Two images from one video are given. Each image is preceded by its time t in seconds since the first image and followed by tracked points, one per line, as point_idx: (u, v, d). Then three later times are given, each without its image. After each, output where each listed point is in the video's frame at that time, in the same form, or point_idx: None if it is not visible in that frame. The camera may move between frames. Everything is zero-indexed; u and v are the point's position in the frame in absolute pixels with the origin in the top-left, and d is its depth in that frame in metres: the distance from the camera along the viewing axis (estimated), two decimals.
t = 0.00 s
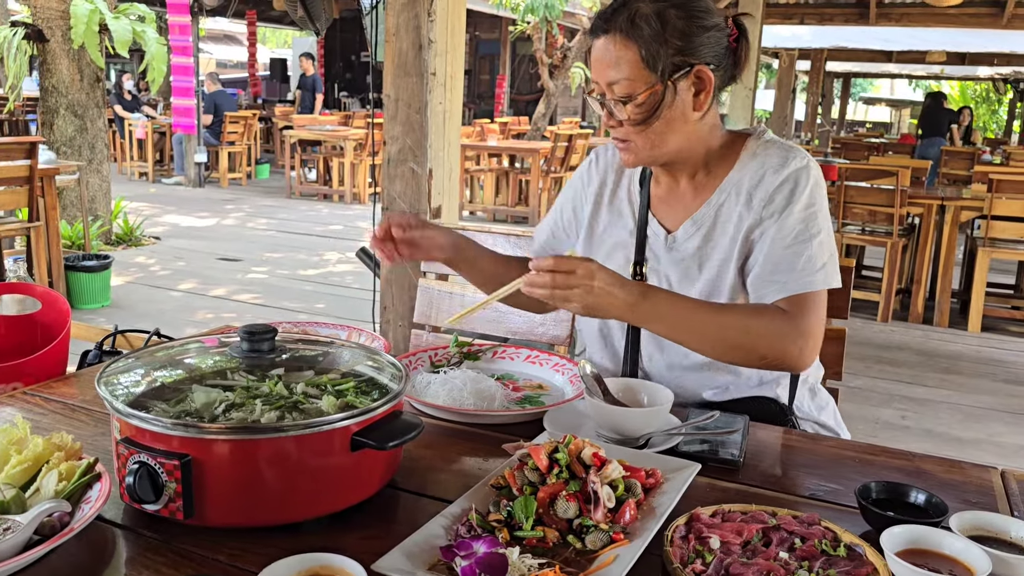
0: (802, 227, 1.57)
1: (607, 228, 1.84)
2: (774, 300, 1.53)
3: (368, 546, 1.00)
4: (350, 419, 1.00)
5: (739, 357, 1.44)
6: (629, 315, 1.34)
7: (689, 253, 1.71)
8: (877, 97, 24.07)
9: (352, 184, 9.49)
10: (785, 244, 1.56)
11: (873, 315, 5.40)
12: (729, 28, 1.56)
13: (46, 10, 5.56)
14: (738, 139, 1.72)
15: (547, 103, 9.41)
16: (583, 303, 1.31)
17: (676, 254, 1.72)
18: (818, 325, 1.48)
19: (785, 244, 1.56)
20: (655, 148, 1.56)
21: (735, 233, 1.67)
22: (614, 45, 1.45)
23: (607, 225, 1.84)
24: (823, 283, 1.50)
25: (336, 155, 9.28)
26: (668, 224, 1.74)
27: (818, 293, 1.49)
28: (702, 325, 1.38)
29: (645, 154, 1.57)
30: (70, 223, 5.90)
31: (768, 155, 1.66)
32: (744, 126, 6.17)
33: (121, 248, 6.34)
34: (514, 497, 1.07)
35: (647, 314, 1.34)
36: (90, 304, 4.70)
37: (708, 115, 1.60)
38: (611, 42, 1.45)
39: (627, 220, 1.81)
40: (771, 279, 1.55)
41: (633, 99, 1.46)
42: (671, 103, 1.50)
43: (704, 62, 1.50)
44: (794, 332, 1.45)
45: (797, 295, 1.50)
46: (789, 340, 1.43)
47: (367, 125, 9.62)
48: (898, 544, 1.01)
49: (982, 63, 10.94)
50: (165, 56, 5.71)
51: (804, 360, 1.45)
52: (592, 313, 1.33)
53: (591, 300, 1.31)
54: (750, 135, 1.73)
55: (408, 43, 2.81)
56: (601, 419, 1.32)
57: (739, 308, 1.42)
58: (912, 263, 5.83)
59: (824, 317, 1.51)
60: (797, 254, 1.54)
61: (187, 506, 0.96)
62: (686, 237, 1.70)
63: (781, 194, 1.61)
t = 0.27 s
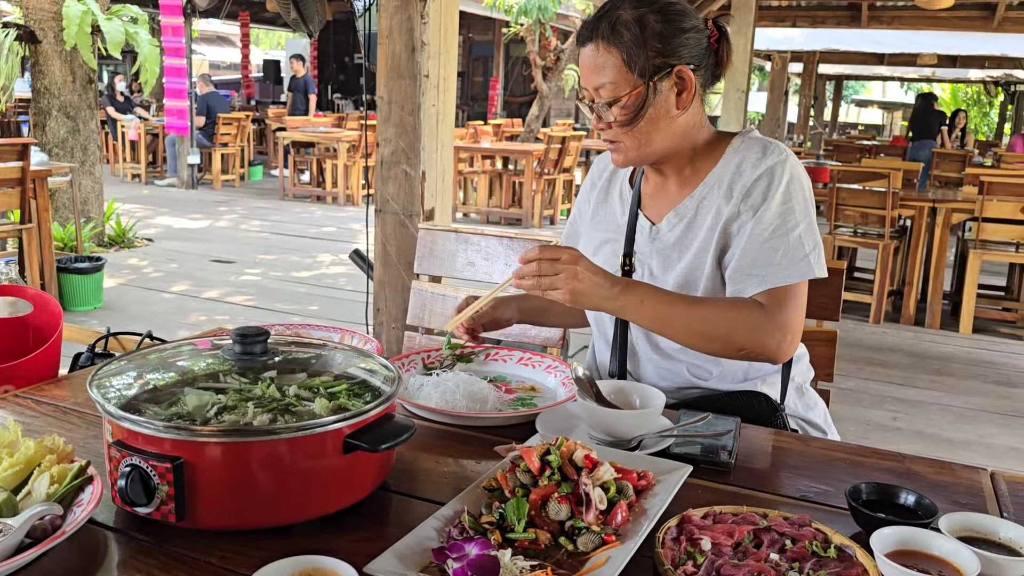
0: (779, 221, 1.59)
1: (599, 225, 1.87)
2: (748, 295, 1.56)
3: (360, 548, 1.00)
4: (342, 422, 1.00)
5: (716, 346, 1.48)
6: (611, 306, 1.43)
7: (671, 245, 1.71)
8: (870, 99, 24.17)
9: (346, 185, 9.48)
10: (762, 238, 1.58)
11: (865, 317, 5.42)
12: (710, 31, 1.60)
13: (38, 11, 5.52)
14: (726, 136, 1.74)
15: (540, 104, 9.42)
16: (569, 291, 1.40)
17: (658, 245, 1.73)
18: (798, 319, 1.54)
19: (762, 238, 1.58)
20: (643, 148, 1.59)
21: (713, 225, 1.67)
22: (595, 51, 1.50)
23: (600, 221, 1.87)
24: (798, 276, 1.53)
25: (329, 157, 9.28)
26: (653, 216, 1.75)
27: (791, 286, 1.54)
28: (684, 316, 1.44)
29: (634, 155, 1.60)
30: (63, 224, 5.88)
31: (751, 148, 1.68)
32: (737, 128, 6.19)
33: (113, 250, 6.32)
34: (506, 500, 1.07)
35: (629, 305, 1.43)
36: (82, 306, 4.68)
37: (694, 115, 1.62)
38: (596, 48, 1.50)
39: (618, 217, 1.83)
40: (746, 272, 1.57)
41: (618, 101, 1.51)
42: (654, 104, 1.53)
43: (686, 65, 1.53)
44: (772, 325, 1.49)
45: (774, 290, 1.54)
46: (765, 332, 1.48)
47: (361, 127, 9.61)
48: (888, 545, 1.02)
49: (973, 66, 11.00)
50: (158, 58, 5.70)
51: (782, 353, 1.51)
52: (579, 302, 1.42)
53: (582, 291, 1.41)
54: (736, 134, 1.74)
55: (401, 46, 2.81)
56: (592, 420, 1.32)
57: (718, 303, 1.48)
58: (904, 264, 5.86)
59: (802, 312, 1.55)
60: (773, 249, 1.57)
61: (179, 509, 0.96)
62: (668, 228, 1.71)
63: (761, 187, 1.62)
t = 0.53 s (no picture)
0: (791, 224, 1.62)
1: (599, 227, 1.86)
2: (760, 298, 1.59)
3: (356, 552, 1.00)
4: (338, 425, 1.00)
5: (729, 350, 1.51)
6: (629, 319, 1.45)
7: (679, 246, 1.71)
8: (863, 100, 24.25)
9: (341, 187, 9.47)
10: (777, 241, 1.60)
11: (859, 318, 5.44)
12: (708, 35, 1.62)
13: (31, 13, 5.51)
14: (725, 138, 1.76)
15: (534, 106, 9.41)
16: (590, 299, 1.41)
17: (665, 245, 1.72)
18: (807, 320, 1.57)
19: (776, 241, 1.61)
20: (650, 149, 1.59)
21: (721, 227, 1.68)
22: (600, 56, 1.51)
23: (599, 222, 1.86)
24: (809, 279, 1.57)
25: (324, 158, 9.27)
26: (657, 216, 1.75)
27: (804, 287, 1.57)
28: (699, 321, 1.47)
29: (641, 156, 1.60)
30: (56, 226, 5.87)
31: (756, 151, 1.69)
32: (731, 130, 6.20)
33: (107, 252, 6.31)
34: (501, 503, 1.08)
35: (646, 317, 1.45)
36: (76, 308, 4.67)
37: (696, 117, 1.63)
38: (600, 53, 1.51)
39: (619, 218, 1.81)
40: (761, 274, 1.59)
41: (626, 103, 1.51)
42: (660, 106, 1.54)
43: (689, 66, 1.54)
44: (783, 327, 1.52)
45: (786, 292, 1.57)
46: (777, 333, 1.51)
47: (355, 128, 9.61)
48: (881, 547, 1.02)
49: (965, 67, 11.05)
50: (152, 59, 5.69)
51: (795, 354, 1.53)
52: (597, 311, 1.44)
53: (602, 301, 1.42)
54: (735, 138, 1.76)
55: (396, 48, 2.81)
56: (587, 422, 1.33)
57: (730, 308, 1.51)
58: (897, 265, 5.88)
59: (811, 314, 1.59)
60: (787, 252, 1.59)
61: (175, 513, 0.96)
62: (675, 227, 1.70)
63: (770, 190, 1.64)
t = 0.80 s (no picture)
0: (788, 224, 1.61)
1: (604, 227, 1.86)
2: (752, 300, 1.58)
3: (352, 552, 1.00)
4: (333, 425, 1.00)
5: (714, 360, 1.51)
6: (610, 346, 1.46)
7: (679, 247, 1.71)
8: (860, 98, 24.27)
9: (337, 185, 9.46)
10: (772, 241, 1.60)
11: (855, 317, 5.45)
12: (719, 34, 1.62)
13: (26, 12, 5.50)
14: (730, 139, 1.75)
15: (531, 104, 9.40)
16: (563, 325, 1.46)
17: (667, 244, 1.72)
18: (798, 320, 1.57)
19: (771, 242, 1.60)
20: (659, 147, 1.60)
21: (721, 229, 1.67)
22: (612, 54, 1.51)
23: (604, 221, 1.86)
24: (802, 281, 1.56)
25: (320, 157, 9.25)
26: (661, 216, 1.75)
27: (798, 288, 1.56)
28: (682, 334, 1.48)
29: (648, 154, 1.61)
30: (51, 226, 5.85)
31: (759, 151, 1.69)
32: (727, 128, 6.20)
33: (102, 252, 6.29)
34: (497, 503, 1.07)
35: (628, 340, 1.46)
36: (71, 308, 4.66)
37: (705, 116, 1.64)
38: (613, 50, 1.50)
39: (623, 218, 1.82)
40: (756, 274, 1.59)
41: (638, 102, 1.52)
42: (671, 105, 1.55)
43: (701, 66, 1.55)
44: (768, 328, 1.53)
45: (779, 292, 1.57)
46: (761, 334, 1.52)
47: (351, 127, 9.59)
48: (878, 547, 1.02)
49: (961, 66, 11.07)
50: (147, 58, 5.67)
51: (781, 351, 1.54)
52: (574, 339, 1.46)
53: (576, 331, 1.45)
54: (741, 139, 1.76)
55: (391, 47, 2.80)
56: (584, 423, 1.32)
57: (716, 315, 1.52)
58: (893, 263, 5.89)
59: (804, 313, 1.58)
60: (783, 253, 1.58)
61: (169, 514, 0.95)
62: (677, 228, 1.70)
63: (770, 190, 1.63)
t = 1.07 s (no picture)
0: (795, 226, 1.61)
1: (607, 222, 1.87)
2: (756, 300, 1.59)
3: (344, 549, 1.00)
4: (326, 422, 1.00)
5: (723, 354, 1.52)
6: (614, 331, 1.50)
7: (683, 243, 1.71)
8: (855, 96, 24.31)
9: (333, 184, 9.46)
10: (780, 243, 1.60)
11: (850, 313, 5.46)
12: (726, 34, 1.63)
13: (20, 11, 5.48)
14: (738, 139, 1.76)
15: (527, 103, 9.40)
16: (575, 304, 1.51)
17: (670, 241, 1.73)
18: (804, 323, 1.57)
19: (778, 243, 1.60)
20: (657, 145, 1.62)
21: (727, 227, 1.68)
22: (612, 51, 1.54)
23: (607, 215, 1.87)
24: (808, 283, 1.57)
25: (316, 156, 9.24)
26: (664, 212, 1.76)
27: (803, 290, 1.57)
28: (689, 326, 1.49)
29: (647, 152, 1.63)
30: (46, 225, 5.84)
31: (767, 152, 1.69)
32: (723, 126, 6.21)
33: (98, 250, 6.28)
34: (490, 499, 1.08)
35: (631, 329, 1.49)
36: (66, 307, 4.65)
37: (707, 116, 1.65)
38: (614, 48, 1.53)
39: (627, 214, 1.82)
40: (763, 275, 1.59)
41: (635, 99, 1.53)
42: (669, 103, 1.56)
43: (700, 66, 1.56)
44: (774, 328, 1.53)
45: (786, 293, 1.57)
46: (769, 333, 1.52)
47: (347, 125, 9.59)
48: (869, 541, 1.03)
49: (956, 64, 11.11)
50: (142, 56, 5.65)
51: (785, 353, 1.54)
52: (583, 316, 1.50)
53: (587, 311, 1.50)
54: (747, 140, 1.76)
55: (386, 45, 2.80)
56: (577, 420, 1.33)
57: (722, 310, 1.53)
58: (888, 260, 5.90)
59: (809, 314, 1.59)
60: (790, 255, 1.59)
61: (162, 512, 0.96)
62: (681, 224, 1.71)
63: (777, 191, 1.64)
